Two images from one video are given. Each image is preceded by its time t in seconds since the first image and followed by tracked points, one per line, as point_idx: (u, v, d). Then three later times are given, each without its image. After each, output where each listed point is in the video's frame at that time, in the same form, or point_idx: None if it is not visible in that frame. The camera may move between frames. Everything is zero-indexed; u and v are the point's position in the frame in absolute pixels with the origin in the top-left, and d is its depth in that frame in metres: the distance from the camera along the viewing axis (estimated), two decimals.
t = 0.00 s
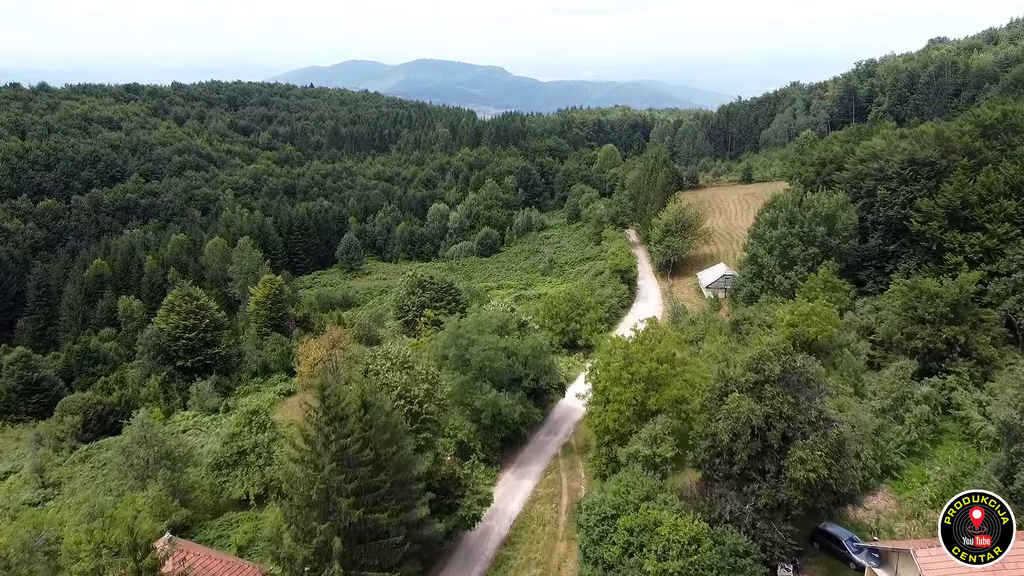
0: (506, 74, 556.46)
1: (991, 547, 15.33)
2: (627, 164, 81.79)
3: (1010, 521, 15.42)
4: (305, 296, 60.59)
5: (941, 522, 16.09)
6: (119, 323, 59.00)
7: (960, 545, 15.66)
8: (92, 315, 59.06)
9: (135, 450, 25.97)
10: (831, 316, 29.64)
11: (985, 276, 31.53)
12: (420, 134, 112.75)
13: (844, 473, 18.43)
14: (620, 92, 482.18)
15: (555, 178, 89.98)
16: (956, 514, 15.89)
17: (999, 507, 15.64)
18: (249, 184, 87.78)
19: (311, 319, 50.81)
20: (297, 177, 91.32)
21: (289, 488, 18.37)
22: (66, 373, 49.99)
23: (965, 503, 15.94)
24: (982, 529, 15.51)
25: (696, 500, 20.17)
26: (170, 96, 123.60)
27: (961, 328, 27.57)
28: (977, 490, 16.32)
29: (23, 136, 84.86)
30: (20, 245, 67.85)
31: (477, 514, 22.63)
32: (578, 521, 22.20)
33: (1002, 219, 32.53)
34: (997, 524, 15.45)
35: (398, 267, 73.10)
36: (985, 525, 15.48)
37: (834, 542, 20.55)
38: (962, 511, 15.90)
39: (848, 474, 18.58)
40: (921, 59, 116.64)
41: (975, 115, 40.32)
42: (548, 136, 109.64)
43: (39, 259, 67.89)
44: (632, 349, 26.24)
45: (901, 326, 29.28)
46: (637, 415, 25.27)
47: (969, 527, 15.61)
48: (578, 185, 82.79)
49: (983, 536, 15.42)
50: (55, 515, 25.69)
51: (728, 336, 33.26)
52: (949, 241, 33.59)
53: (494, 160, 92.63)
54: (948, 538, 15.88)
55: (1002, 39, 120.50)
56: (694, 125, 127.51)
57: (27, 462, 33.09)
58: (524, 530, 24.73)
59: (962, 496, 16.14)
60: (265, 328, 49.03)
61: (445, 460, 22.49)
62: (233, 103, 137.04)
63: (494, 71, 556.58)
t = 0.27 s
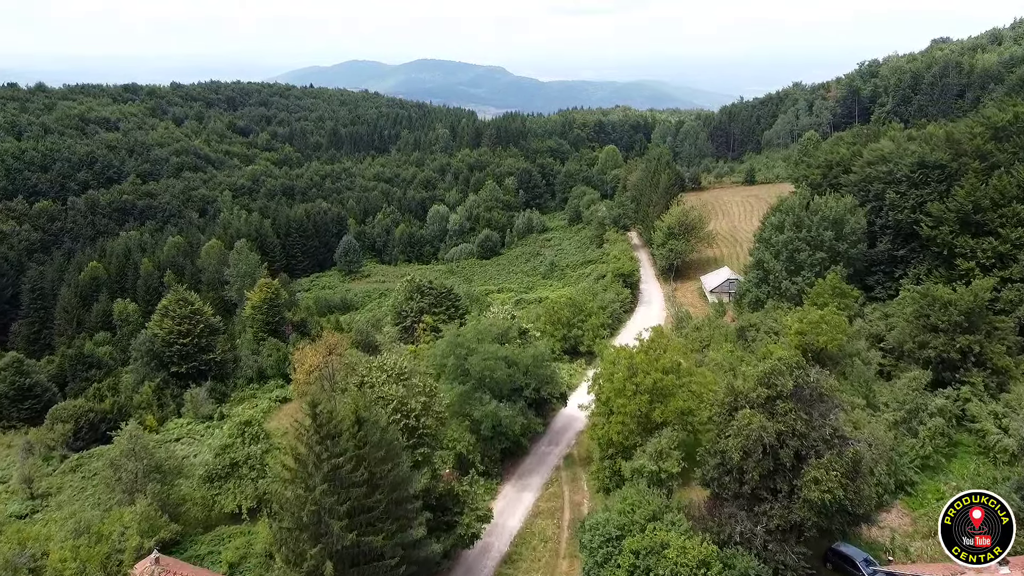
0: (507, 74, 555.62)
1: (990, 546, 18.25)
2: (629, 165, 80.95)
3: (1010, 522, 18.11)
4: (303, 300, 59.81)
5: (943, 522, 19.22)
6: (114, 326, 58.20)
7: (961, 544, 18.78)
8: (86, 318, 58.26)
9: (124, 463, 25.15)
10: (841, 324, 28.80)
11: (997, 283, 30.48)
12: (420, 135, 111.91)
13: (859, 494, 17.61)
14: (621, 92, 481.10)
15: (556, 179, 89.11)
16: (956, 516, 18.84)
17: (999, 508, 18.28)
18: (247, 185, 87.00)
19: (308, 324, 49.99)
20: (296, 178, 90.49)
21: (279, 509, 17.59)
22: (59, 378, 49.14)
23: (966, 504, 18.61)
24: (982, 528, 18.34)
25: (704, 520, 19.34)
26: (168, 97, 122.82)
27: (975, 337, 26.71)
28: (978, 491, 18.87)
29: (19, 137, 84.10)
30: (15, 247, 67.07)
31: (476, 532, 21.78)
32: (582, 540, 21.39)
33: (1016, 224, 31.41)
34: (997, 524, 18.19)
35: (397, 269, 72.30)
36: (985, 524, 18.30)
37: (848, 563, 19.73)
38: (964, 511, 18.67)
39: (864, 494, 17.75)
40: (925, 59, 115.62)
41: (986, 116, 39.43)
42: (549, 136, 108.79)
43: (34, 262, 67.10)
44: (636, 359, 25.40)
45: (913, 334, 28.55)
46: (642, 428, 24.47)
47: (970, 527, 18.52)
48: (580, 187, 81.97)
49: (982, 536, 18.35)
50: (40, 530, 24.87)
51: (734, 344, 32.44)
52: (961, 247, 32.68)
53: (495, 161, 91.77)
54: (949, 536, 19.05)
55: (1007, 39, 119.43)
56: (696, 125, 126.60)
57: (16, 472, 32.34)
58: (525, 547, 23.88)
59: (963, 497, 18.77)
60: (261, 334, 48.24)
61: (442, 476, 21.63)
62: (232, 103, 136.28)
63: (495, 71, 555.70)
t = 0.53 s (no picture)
0: (507, 74, 554.79)
1: (989, 546, 17.72)
2: (631, 167, 80.11)
3: (1010, 522, 17.27)
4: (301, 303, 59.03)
5: (944, 522, 18.89)
6: (109, 330, 57.42)
7: (962, 544, 18.50)
8: (81, 322, 57.47)
9: (112, 476, 24.25)
10: (852, 332, 27.92)
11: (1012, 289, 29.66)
12: (420, 135, 111.14)
13: (876, 516, 16.83)
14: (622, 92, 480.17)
15: (557, 180, 88.26)
16: (957, 516, 18.31)
17: (999, 508, 17.47)
18: (246, 187, 86.24)
19: (306, 329, 49.17)
20: (295, 179, 89.68)
21: (269, 533, 16.81)
22: (52, 384, 48.27)
23: (966, 504, 18.03)
24: (981, 528, 17.77)
25: (713, 542, 18.55)
26: (167, 98, 122.07)
27: (991, 346, 25.83)
28: (979, 490, 18.17)
29: (15, 138, 83.35)
30: (9, 249, 66.29)
31: (474, 551, 20.91)
32: (585, 560, 20.63)
33: None
34: (997, 525, 17.46)
35: (397, 272, 71.52)
36: (985, 525, 17.68)
37: None
38: (964, 511, 18.13)
39: (881, 516, 16.91)
40: (929, 59, 114.72)
41: (998, 117, 38.54)
42: (550, 137, 107.96)
43: (29, 264, 66.31)
44: (641, 370, 24.56)
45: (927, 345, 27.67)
46: (649, 441, 23.67)
47: (970, 527, 18.07)
48: (581, 188, 81.17)
49: (983, 537, 17.81)
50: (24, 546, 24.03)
51: (740, 352, 31.63)
52: (973, 252, 31.82)
53: (495, 161, 90.92)
54: (950, 536, 18.71)
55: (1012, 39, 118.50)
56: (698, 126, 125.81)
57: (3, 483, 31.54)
58: (525, 567, 22.98)
59: (963, 497, 18.20)
60: (257, 339, 47.45)
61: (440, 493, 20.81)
62: (231, 104, 135.54)
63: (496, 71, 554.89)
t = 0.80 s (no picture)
0: (508, 74, 553.99)
1: (989, 546, 18.02)
2: (632, 168, 79.29)
3: (1009, 521, 17.70)
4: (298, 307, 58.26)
5: (943, 522, 18.69)
6: (104, 334, 56.60)
7: (960, 544, 18.47)
8: (76, 326, 56.64)
9: (98, 491, 23.39)
10: (863, 341, 27.04)
11: None
12: (419, 136, 110.30)
13: (895, 541, 16.00)
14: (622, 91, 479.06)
15: (558, 181, 87.40)
16: (956, 516, 18.40)
17: (1000, 508, 17.72)
18: (243, 188, 85.41)
19: (302, 334, 48.33)
20: (293, 180, 88.85)
21: (257, 558, 15.97)
22: (45, 389, 47.39)
23: (966, 504, 18.08)
24: (982, 528, 17.92)
25: (723, 565, 17.75)
26: (165, 98, 121.23)
27: (1009, 356, 24.94)
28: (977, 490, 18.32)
29: (11, 139, 82.54)
30: (4, 252, 65.46)
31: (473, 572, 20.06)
32: None
33: None
34: (997, 524, 17.77)
35: (396, 275, 70.72)
36: (985, 525, 17.87)
37: None
38: (964, 511, 18.19)
39: (901, 541, 16.06)
40: (932, 58, 113.81)
41: (1009, 119, 37.68)
42: (551, 138, 107.12)
43: (24, 267, 65.49)
44: (646, 381, 23.68)
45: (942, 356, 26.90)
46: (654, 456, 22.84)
47: (970, 527, 18.11)
48: (582, 190, 80.33)
49: (982, 536, 18.05)
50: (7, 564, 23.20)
51: (747, 360, 30.76)
52: (987, 258, 30.94)
53: (495, 162, 90.04)
54: (949, 536, 18.60)
55: (1016, 38, 117.55)
56: (700, 127, 124.92)
57: None
58: None
59: (963, 497, 18.23)
60: (253, 344, 46.62)
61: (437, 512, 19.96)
62: (230, 104, 134.78)
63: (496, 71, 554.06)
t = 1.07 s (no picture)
0: (508, 74, 553.32)
1: (990, 546, 16.26)
2: (634, 169, 78.48)
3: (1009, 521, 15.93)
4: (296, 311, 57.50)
5: (940, 521, 16.73)
6: (99, 338, 55.81)
7: (960, 544, 16.55)
8: (71, 329, 55.84)
9: (86, 507, 21.89)
10: (875, 350, 26.17)
11: None
12: (419, 137, 109.52)
13: (918, 569, 15.15)
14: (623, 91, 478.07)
15: (558, 182, 86.61)
16: (956, 515, 16.42)
17: (1000, 508, 15.98)
18: (242, 189, 84.61)
19: (300, 339, 47.53)
20: (292, 181, 88.05)
21: None
22: (38, 395, 46.49)
23: (966, 504, 16.23)
24: (982, 528, 16.14)
25: None
26: (163, 98, 120.45)
27: None
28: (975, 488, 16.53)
29: (7, 140, 81.79)
30: None
31: None
32: None
33: None
34: (997, 524, 16.02)
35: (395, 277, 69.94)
36: (986, 525, 16.08)
37: None
38: (963, 511, 16.29)
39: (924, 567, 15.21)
40: (936, 58, 112.98)
41: (1022, 120, 36.82)
42: (552, 138, 106.33)
43: (19, 269, 64.70)
44: (652, 393, 22.85)
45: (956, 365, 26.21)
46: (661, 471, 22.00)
47: (970, 528, 16.28)
48: (584, 191, 79.54)
49: (982, 536, 16.25)
50: None
51: (754, 369, 29.94)
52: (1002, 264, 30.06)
53: (496, 163, 89.21)
54: (948, 537, 16.62)
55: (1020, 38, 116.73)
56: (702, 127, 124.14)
57: None
58: None
59: (961, 496, 16.38)
60: (249, 349, 45.82)
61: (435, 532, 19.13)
62: (229, 104, 134.03)
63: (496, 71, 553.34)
